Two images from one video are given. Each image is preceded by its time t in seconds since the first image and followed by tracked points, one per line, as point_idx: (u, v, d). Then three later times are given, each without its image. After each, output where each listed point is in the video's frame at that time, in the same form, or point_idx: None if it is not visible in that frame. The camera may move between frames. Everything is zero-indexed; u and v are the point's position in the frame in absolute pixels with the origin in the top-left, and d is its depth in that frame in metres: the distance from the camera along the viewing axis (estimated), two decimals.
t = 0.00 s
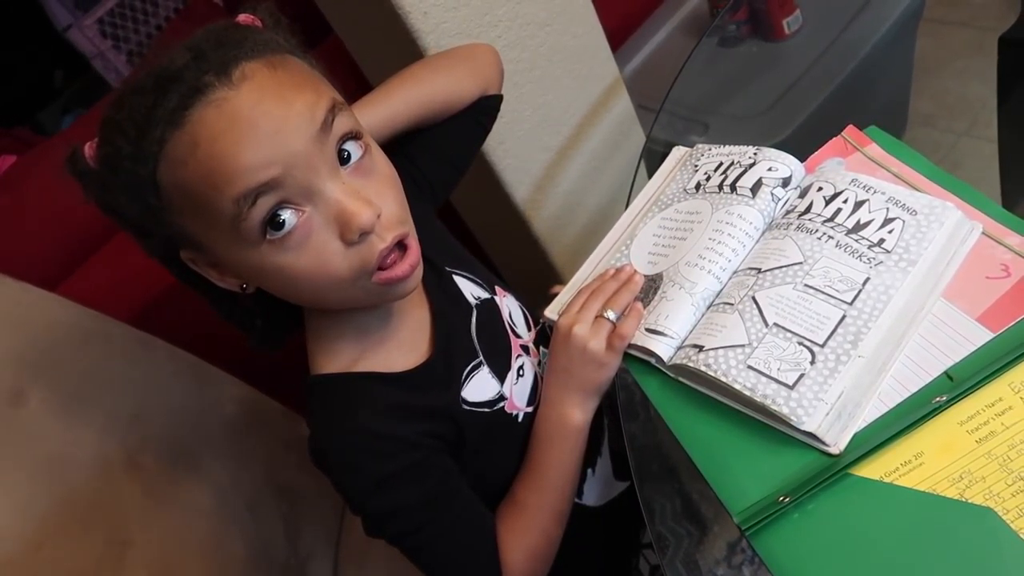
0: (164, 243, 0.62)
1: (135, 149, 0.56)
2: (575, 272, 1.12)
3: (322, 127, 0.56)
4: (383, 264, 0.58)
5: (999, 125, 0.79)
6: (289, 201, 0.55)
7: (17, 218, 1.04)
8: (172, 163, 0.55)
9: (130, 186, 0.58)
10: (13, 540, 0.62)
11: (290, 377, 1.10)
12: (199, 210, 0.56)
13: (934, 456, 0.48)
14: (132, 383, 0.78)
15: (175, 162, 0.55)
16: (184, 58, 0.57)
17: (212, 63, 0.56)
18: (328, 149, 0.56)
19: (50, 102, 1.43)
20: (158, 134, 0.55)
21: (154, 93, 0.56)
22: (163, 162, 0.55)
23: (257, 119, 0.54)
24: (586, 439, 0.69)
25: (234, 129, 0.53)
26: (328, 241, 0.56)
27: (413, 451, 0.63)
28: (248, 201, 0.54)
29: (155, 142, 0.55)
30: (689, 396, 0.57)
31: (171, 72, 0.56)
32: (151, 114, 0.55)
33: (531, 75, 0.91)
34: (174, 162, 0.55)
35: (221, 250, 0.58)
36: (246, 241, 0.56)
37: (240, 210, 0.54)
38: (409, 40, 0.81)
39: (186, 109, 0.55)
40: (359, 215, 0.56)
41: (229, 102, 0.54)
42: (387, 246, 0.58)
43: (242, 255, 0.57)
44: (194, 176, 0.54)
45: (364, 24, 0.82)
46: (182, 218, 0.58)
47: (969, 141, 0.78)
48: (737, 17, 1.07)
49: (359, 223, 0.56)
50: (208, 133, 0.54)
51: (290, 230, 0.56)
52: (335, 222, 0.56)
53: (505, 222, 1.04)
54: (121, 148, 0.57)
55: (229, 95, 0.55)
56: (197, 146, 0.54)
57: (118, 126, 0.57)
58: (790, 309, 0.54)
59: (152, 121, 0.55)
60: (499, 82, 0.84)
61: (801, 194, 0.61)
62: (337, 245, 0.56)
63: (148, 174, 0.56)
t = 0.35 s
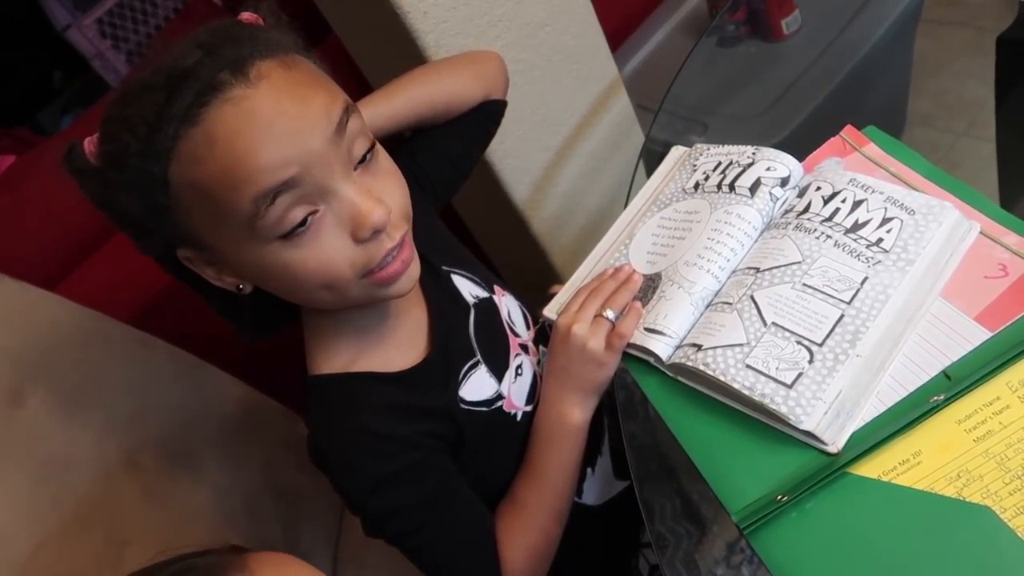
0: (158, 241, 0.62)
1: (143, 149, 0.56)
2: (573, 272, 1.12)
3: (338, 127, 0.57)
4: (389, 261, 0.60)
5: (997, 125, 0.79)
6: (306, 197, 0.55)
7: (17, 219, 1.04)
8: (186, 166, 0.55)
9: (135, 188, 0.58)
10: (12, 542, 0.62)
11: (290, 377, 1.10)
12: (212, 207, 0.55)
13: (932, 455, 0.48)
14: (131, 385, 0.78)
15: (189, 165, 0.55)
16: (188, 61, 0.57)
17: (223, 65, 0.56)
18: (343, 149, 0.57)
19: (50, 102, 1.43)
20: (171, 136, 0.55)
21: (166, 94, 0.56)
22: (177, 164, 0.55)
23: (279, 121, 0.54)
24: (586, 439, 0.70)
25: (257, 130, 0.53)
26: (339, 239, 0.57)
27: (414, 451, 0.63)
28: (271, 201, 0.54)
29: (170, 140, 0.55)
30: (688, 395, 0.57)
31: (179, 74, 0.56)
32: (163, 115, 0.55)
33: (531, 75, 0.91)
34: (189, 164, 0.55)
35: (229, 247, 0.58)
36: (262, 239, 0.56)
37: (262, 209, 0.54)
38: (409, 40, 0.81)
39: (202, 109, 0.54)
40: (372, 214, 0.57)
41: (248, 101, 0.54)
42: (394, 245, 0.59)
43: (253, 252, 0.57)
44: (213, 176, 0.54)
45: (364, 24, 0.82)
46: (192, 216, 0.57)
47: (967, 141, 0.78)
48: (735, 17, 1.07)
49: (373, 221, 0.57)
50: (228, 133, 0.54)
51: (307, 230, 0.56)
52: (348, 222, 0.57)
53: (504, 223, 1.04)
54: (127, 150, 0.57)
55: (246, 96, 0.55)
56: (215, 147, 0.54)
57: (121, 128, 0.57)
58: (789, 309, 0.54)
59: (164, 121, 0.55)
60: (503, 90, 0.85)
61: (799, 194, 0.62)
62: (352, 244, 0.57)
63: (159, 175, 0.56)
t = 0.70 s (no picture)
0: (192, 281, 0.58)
1: (213, 151, 0.55)
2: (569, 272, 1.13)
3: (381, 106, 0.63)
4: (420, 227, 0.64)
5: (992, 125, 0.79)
6: (378, 155, 0.60)
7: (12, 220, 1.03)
8: (266, 157, 0.56)
9: (192, 201, 0.57)
10: (10, 541, 0.62)
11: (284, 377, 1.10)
12: (309, 162, 0.56)
13: (925, 453, 0.48)
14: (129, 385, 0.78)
15: (273, 155, 0.56)
16: (200, 62, 0.57)
17: (259, 57, 0.57)
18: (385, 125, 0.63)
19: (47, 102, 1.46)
20: (248, 130, 0.55)
21: (223, 93, 0.55)
22: (258, 157, 0.56)
23: (341, 93, 0.57)
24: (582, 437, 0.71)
25: (332, 100, 0.56)
26: (396, 198, 0.61)
27: (417, 454, 0.63)
28: (362, 166, 0.58)
29: (255, 96, 0.55)
30: (681, 393, 0.57)
31: (211, 78, 0.56)
32: (227, 111, 0.55)
33: (528, 75, 0.91)
34: (269, 154, 0.56)
35: (303, 224, 0.58)
36: (349, 209, 0.58)
37: (360, 176, 0.57)
38: (404, 39, 0.80)
39: (268, 95, 0.56)
40: (412, 177, 0.62)
41: (326, 62, 0.58)
42: (423, 208, 0.64)
43: (334, 229, 0.58)
44: (305, 155, 0.56)
45: (360, 23, 0.82)
46: (275, 209, 0.57)
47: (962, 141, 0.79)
48: (732, 16, 1.06)
49: (415, 183, 0.62)
50: (306, 107, 0.56)
51: (378, 194, 0.60)
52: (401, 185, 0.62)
53: (501, 224, 1.04)
54: (187, 158, 0.56)
55: (301, 74, 0.57)
56: (291, 125, 0.55)
57: (161, 145, 0.55)
58: (783, 307, 0.54)
59: (237, 115, 0.55)
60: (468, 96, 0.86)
61: (794, 192, 0.62)
62: (403, 206, 0.62)
63: (235, 172, 0.55)
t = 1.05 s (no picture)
0: (180, 312, 0.61)
1: (181, 169, 0.56)
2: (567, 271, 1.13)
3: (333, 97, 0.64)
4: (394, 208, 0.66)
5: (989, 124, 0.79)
6: (341, 142, 0.61)
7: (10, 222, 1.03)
8: (234, 163, 0.56)
9: (175, 228, 0.58)
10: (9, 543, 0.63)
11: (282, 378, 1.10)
12: (279, 159, 0.57)
13: (920, 450, 0.49)
14: (129, 386, 0.78)
15: (242, 158, 0.56)
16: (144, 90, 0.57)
17: (199, 70, 0.57)
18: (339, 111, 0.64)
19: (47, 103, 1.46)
20: (209, 140, 0.55)
21: (176, 112, 0.56)
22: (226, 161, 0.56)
23: (294, 90, 0.57)
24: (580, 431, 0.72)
25: (284, 96, 0.57)
26: (369, 179, 0.63)
27: (428, 449, 0.64)
28: (330, 154, 0.59)
29: (208, 106, 0.56)
30: (677, 391, 0.57)
31: (160, 101, 0.56)
32: (184, 128, 0.56)
33: (524, 75, 0.91)
34: (237, 159, 0.56)
35: (287, 226, 0.58)
36: (328, 198, 0.59)
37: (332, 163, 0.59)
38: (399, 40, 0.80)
39: (221, 103, 0.56)
40: (377, 159, 0.64)
41: (268, 62, 0.59)
42: (395, 187, 0.66)
43: (319, 221, 0.59)
44: (271, 152, 0.56)
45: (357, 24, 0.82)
46: (255, 213, 0.58)
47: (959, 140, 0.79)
48: (728, 16, 1.06)
49: (383, 163, 0.64)
50: (260, 108, 0.56)
51: (351, 180, 0.61)
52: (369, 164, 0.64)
53: (499, 224, 1.04)
54: (159, 184, 0.56)
55: (245, 77, 0.57)
56: (252, 129, 0.56)
57: (130, 180, 0.56)
58: (778, 306, 0.55)
59: (195, 130, 0.55)
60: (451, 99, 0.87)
61: (788, 191, 0.62)
62: (377, 186, 0.63)
63: (214, 186, 0.56)
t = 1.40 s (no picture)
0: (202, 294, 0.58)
1: (220, 157, 0.56)
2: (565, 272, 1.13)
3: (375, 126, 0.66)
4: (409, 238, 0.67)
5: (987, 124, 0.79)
6: (373, 165, 0.62)
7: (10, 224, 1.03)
8: (271, 162, 0.57)
9: (201, 215, 0.57)
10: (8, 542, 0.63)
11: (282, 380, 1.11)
12: (314, 168, 0.58)
13: (917, 450, 0.49)
14: (132, 383, 0.79)
15: (280, 160, 0.57)
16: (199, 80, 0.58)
17: (253, 71, 0.58)
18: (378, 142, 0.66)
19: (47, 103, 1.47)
20: (253, 136, 0.56)
21: (225, 105, 0.57)
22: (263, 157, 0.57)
23: (338, 105, 0.59)
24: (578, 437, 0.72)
25: (330, 110, 0.59)
26: (390, 207, 0.64)
27: (404, 468, 0.65)
28: (362, 173, 0.61)
29: (257, 106, 0.57)
30: (675, 390, 0.58)
31: (213, 92, 0.57)
32: (230, 121, 0.56)
33: (523, 75, 0.92)
34: (275, 160, 0.57)
35: (304, 230, 0.59)
36: (351, 214, 0.61)
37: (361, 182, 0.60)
38: (399, 43, 0.80)
39: (269, 105, 0.57)
40: (401, 188, 0.66)
41: (320, 76, 0.61)
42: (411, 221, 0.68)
43: (338, 233, 0.60)
44: (312, 159, 0.58)
45: (355, 22, 0.82)
46: (260, 220, 0.58)
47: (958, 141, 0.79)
48: (727, 17, 1.06)
49: (406, 194, 0.66)
50: (307, 116, 0.58)
51: (375, 201, 0.63)
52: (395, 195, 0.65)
53: (497, 225, 1.05)
54: (195, 168, 0.56)
55: (297, 84, 0.59)
56: (295, 133, 0.57)
57: (169, 159, 0.56)
58: (775, 306, 0.55)
59: (240, 125, 0.56)
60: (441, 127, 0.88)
61: (786, 191, 0.62)
62: (397, 215, 0.65)
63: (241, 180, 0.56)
